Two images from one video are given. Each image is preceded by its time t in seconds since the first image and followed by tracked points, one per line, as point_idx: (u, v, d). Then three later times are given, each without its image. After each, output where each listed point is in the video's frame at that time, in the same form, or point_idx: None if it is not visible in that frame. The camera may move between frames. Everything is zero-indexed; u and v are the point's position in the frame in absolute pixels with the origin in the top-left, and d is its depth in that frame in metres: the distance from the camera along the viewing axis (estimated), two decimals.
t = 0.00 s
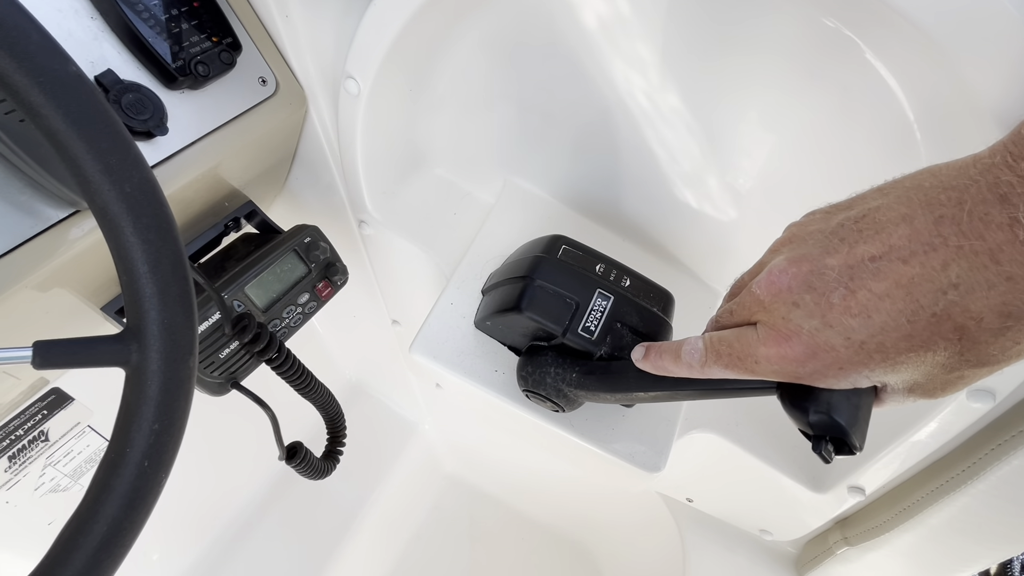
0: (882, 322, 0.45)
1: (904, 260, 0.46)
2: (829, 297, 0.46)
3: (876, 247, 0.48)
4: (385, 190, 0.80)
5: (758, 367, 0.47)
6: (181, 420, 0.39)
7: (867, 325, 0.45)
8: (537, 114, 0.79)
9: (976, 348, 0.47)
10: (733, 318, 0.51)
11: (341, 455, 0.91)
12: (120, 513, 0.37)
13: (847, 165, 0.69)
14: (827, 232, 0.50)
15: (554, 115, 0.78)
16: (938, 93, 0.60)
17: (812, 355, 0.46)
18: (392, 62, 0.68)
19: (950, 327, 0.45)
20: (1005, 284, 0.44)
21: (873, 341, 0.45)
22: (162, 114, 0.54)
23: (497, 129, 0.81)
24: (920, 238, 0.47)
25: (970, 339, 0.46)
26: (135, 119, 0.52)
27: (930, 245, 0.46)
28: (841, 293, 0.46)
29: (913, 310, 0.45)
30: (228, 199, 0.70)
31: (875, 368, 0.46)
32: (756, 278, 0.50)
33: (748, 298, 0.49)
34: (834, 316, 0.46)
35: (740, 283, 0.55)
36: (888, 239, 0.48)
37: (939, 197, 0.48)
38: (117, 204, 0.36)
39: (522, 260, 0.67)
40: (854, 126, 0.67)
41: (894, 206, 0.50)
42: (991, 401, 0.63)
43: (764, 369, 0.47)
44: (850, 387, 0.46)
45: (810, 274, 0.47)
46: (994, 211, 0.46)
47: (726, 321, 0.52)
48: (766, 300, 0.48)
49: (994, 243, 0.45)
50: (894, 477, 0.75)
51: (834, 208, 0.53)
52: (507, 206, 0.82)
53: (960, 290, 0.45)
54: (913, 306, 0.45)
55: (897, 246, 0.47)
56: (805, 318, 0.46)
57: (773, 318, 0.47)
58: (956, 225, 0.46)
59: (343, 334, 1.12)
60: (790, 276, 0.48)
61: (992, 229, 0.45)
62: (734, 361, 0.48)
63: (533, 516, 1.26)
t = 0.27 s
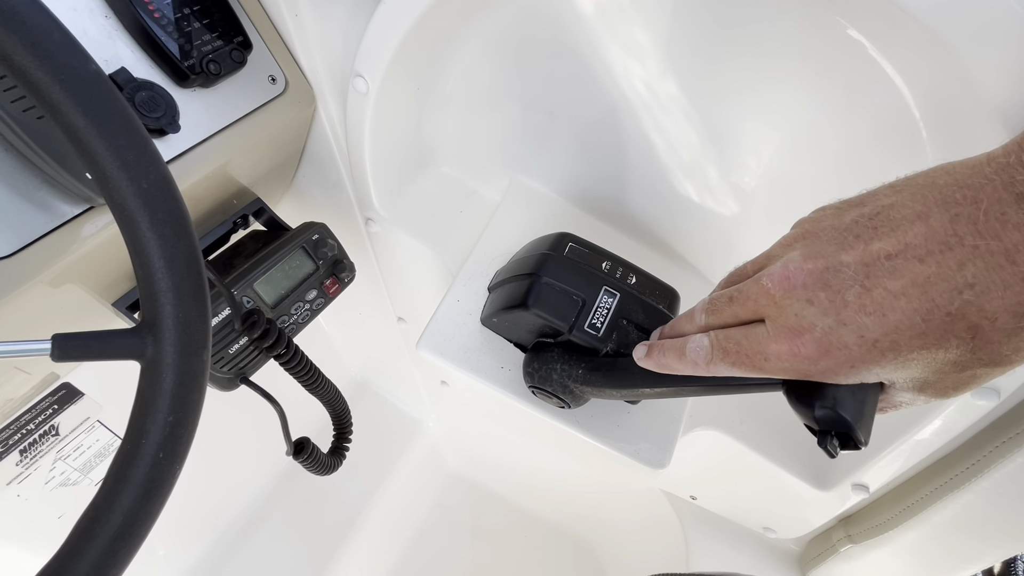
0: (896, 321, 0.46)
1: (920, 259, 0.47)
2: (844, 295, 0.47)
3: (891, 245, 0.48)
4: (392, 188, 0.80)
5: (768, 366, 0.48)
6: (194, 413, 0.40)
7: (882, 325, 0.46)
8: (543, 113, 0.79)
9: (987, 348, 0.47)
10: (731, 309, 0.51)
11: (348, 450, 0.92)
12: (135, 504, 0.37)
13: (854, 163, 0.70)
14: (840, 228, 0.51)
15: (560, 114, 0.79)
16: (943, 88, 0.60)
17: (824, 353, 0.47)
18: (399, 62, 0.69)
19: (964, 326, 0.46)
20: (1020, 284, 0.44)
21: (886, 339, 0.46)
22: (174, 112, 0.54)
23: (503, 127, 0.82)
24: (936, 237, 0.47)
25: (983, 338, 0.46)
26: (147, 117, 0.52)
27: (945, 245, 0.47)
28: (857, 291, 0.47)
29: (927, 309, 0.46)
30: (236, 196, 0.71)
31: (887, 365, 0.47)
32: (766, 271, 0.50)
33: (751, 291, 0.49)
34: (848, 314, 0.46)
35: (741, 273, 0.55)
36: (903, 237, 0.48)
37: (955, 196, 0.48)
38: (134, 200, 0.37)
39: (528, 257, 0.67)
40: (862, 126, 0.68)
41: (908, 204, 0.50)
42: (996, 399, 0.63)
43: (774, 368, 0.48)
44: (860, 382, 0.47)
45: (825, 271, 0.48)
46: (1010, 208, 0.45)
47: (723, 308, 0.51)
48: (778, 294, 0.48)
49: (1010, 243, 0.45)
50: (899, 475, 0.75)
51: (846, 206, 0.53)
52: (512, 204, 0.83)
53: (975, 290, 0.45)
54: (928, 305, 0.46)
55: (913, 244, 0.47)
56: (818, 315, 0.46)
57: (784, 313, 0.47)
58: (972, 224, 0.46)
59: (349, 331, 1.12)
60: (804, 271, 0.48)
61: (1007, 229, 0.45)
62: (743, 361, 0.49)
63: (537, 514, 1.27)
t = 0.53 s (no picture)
0: (890, 328, 0.46)
1: (912, 267, 0.47)
2: (838, 302, 0.47)
3: (883, 252, 0.48)
4: (392, 189, 0.81)
5: (763, 372, 0.48)
6: (195, 411, 0.40)
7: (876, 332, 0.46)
8: (542, 115, 0.80)
9: (978, 355, 0.47)
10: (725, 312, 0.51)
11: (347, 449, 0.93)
12: (136, 501, 0.38)
13: (850, 168, 0.70)
14: (834, 235, 0.51)
15: (560, 117, 0.80)
16: (939, 94, 0.60)
17: (819, 360, 0.47)
18: (400, 66, 0.70)
19: (955, 334, 0.46)
20: (1008, 293, 0.45)
21: (880, 346, 0.46)
22: (177, 113, 0.55)
23: (503, 130, 0.82)
24: (928, 245, 0.47)
25: (973, 345, 0.47)
26: (151, 119, 0.53)
27: (936, 253, 0.47)
28: (850, 298, 0.47)
29: (920, 316, 0.46)
30: (238, 197, 0.71)
31: (881, 372, 0.47)
32: (761, 277, 0.50)
33: (745, 295, 0.50)
34: (842, 321, 0.46)
35: (734, 277, 0.55)
36: (895, 244, 0.49)
37: (945, 206, 0.49)
38: (137, 201, 0.38)
39: (527, 259, 0.68)
40: (858, 131, 0.68)
41: (900, 212, 0.50)
42: (991, 401, 0.64)
43: (769, 375, 0.48)
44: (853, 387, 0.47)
45: (820, 279, 0.48)
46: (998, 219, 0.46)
47: (716, 313, 0.51)
48: (772, 301, 0.48)
49: (999, 253, 0.45)
50: (896, 477, 0.75)
51: (840, 213, 0.54)
52: (513, 205, 0.83)
53: (966, 299, 0.46)
54: (920, 313, 0.46)
55: (906, 251, 0.48)
56: (812, 323, 0.47)
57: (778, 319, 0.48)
58: (963, 233, 0.47)
59: (349, 332, 1.13)
60: (799, 278, 0.48)
61: (996, 238, 0.46)
62: (738, 367, 0.49)
63: (536, 515, 1.27)
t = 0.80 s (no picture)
0: (893, 329, 0.46)
1: (915, 267, 0.47)
2: (840, 303, 0.47)
3: (886, 254, 0.48)
4: (393, 191, 0.80)
5: (767, 375, 0.48)
6: (196, 414, 0.40)
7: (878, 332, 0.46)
8: (545, 118, 0.80)
9: (983, 357, 0.47)
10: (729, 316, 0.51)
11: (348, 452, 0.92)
12: (137, 505, 0.38)
13: (852, 172, 0.70)
14: (836, 238, 0.51)
15: (562, 120, 0.80)
16: (942, 97, 0.61)
17: (822, 361, 0.47)
18: (404, 69, 0.70)
19: (959, 335, 0.46)
20: (1010, 293, 0.45)
21: (883, 347, 0.46)
22: (180, 115, 0.55)
23: (505, 132, 0.82)
24: (930, 246, 0.47)
25: (977, 346, 0.46)
26: (153, 121, 0.53)
27: (938, 254, 0.47)
28: (853, 299, 0.47)
29: (923, 317, 0.46)
30: (240, 199, 0.71)
31: (886, 374, 0.47)
32: (764, 280, 0.50)
33: (748, 299, 0.50)
34: (845, 322, 0.46)
35: (737, 282, 0.55)
36: (897, 245, 0.48)
37: (946, 207, 0.49)
38: (139, 202, 0.37)
39: (529, 261, 0.68)
40: (860, 133, 0.68)
41: (901, 214, 0.50)
42: (996, 406, 0.63)
43: (774, 377, 0.48)
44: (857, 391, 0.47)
45: (822, 280, 0.48)
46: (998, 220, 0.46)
47: (720, 317, 0.51)
48: (776, 304, 0.48)
49: (1001, 253, 0.45)
50: (899, 482, 0.75)
51: (842, 217, 0.54)
52: (515, 208, 0.83)
53: (969, 299, 0.45)
54: (923, 313, 0.46)
55: (908, 253, 0.48)
56: (815, 323, 0.47)
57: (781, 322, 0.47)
58: (964, 234, 0.47)
59: (350, 334, 1.13)
60: (801, 280, 0.48)
61: (997, 239, 0.46)
62: (741, 369, 0.49)
63: (537, 519, 1.27)
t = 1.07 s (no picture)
0: (899, 328, 0.46)
1: (919, 266, 0.47)
2: (845, 302, 0.47)
3: (890, 253, 0.48)
4: (395, 193, 0.80)
5: (771, 376, 0.47)
6: (197, 416, 0.40)
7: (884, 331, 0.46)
8: (546, 119, 0.80)
9: (988, 356, 0.47)
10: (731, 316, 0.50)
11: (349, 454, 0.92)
12: (136, 507, 0.37)
13: (855, 172, 0.70)
14: (840, 238, 0.51)
15: (564, 121, 0.80)
16: (945, 98, 0.61)
17: (827, 360, 0.46)
18: (406, 71, 0.70)
19: (965, 334, 0.46)
20: (1016, 291, 0.45)
21: (889, 346, 0.46)
22: (181, 115, 0.55)
23: (507, 133, 0.82)
24: (933, 244, 0.47)
25: (984, 345, 0.46)
26: (154, 121, 0.53)
27: (942, 252, 0.47)
28: (858, 298, 0.47)
29: (929, 316, 0.46)
30: (240, 200, 0.71)
31: (891, 373, 0.46)
32: (767, 280, 0.50)
33: (750, 298, 0.49)
34: (850, 320, 0.46)
35: (740, 282, 0.55)
36: (902, 245, 0.48)
37: (950, 206, 0.49)
38: (140, 203, 0.37)
39: (531, 263, 0.67)
40: (863, 134, 0.68)
41: (904, 213, 0.50)
42: (1001, 408, 0.63)
43: (778, 376, 0.47)
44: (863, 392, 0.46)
45: (826, 279, 0.48)
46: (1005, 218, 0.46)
47: (722, 318, 0.51)
48: (779, 304, 0.48)
49: (1006, 251, 0.46)
50: (903, 485, 0.75)
51: (844, 217, 0.53)
52: (517, 209, 0.83)
53: (974, 297, 0.45)
54: (928, 312, 0.46)
55: (912, 251, 0.47)
56: (819, 322, 0.46)
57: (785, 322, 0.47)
58: (968, 232, 0.47)
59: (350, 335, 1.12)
60: (806, 279, 0.48)
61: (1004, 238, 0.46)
62: (745, 370, 0.48)
63: (537, 521, 1.27)
